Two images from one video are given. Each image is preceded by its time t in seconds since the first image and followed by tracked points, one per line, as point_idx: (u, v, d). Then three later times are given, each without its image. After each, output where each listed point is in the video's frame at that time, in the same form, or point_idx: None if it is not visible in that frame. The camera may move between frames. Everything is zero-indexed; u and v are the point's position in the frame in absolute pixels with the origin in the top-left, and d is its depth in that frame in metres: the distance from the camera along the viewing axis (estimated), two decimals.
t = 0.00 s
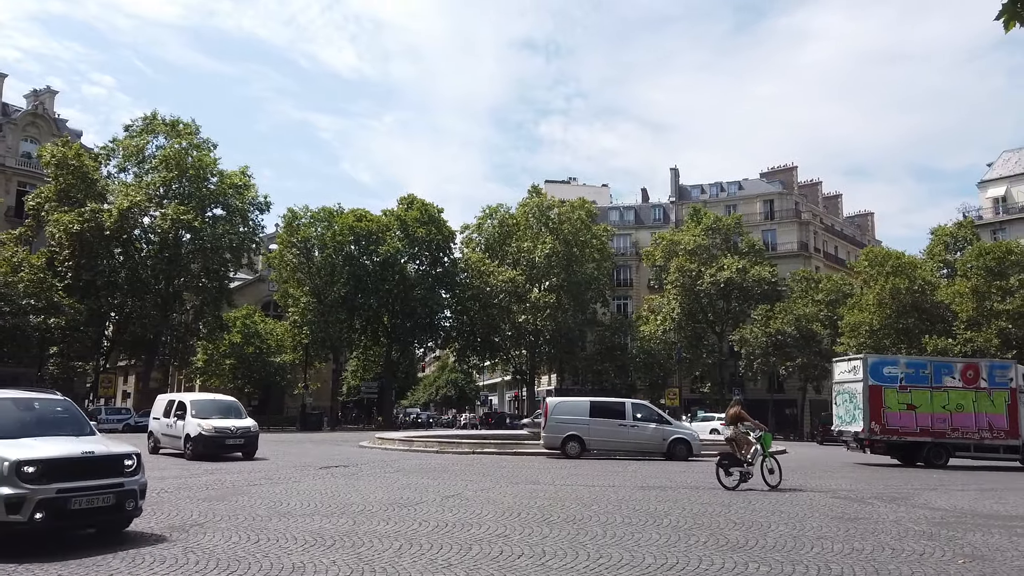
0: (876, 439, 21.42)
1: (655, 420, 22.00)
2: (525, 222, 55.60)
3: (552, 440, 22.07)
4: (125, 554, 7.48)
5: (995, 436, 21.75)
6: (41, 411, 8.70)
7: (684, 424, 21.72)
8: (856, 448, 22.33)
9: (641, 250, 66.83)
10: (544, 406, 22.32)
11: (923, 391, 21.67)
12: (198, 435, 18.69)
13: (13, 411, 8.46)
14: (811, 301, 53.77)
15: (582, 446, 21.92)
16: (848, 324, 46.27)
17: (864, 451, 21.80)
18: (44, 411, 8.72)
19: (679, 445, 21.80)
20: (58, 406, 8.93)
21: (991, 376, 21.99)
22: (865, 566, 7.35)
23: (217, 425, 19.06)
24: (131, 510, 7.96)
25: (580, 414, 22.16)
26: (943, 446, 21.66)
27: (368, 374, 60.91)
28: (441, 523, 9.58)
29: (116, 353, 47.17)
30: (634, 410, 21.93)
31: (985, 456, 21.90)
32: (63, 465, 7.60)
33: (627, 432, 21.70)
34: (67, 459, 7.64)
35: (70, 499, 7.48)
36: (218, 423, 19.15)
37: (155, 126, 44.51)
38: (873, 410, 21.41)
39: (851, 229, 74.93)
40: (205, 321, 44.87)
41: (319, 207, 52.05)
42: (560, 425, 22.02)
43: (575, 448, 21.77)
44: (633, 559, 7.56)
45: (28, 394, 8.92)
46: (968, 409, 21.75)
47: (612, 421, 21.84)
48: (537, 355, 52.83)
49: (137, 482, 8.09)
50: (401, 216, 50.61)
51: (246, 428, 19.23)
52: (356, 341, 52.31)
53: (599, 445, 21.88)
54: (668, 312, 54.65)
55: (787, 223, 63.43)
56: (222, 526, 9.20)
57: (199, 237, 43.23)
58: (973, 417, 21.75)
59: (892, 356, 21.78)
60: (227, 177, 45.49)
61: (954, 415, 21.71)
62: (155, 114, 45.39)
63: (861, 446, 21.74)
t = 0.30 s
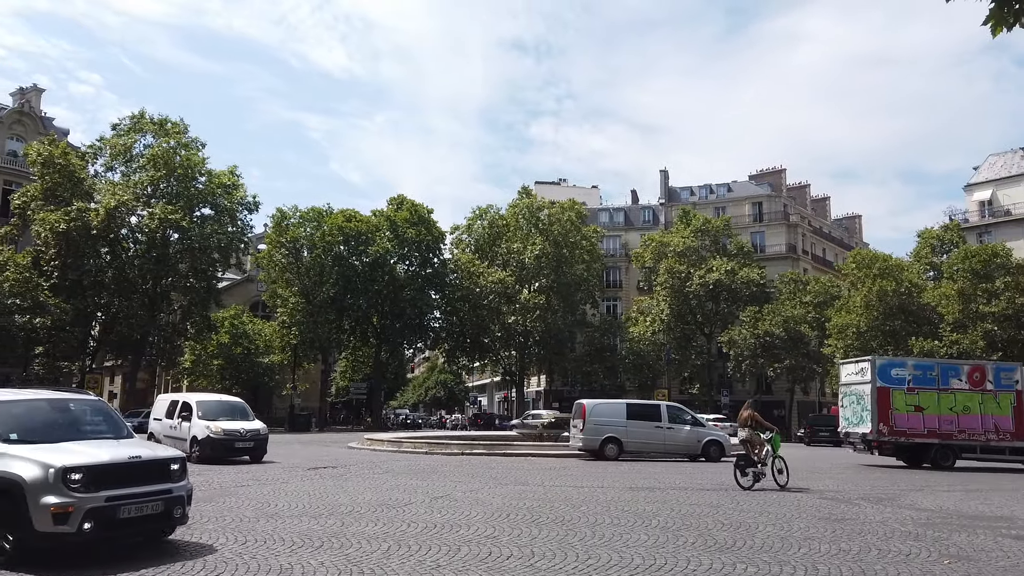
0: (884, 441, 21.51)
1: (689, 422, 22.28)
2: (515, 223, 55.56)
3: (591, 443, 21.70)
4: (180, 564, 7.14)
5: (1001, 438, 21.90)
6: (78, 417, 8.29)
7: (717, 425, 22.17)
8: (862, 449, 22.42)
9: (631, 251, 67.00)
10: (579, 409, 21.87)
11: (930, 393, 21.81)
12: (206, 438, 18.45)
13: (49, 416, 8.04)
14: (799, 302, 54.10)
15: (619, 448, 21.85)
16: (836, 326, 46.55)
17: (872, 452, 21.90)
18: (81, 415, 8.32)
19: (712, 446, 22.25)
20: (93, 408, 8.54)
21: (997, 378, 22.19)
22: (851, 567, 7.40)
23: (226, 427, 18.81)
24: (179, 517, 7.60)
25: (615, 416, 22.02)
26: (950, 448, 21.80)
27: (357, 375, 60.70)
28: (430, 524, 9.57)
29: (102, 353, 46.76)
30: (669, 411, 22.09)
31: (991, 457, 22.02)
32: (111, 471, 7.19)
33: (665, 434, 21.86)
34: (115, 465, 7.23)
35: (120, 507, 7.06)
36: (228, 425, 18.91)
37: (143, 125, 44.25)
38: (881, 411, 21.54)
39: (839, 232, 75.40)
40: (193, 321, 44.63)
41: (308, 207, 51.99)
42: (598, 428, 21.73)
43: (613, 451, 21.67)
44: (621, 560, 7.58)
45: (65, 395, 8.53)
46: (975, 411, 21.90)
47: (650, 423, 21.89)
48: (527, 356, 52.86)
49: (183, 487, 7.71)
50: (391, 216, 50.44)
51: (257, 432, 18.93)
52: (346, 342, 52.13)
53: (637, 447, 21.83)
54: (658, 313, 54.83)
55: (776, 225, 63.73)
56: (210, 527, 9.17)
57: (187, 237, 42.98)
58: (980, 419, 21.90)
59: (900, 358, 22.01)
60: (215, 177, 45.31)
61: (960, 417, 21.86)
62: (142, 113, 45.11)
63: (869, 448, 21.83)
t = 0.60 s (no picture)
0: (893, 442, 21.66)
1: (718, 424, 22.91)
2: (505, 224, 55.52)
3: (628, 445, 22.10)
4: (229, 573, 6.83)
5: (1008, 440, 22.12)
6: (126, 420, 7.73)
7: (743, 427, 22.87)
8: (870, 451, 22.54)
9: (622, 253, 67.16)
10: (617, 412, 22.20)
11: (939, 395, 21.94)
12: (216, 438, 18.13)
13: (96, 416, 7.53)
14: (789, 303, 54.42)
15: (654, 450, 22.32)
16: (824, 327, 46.80)
17: (881, 454, 22.04)
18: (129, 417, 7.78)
19: (740, 447, 22.89)
20: (140, 410, 7.99)
21: (1004, 381, 22.47)
22: (839, 566, 7.45)
23: (236, 429, 18.46)
24: (238, 525, 7.12)
25: (650, 418, 22.44)
26: (958, 449, 21.93)
27: (347, 376, 60.58)
28: (419, 525, 9.55)
29: (90, 353, 46.43)
30: (701, 413, 22.65)
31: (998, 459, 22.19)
32: (171, 476, 6.72)
33: (697, 436, 22.46)
34: (174, 470, 6.76)
35: (183, 515, 6.60)
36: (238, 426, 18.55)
37: (132, 124, 44.01)
38: (891, 413, 21.66)
39: (828, 234, 75.82)
40: (182, 321, 44.41)
41: (298, 207, 51.86)
42: (635, 430, 22.17)
43: (649, 452, 22.10)
44: (611, 560, 7.59)
45: (109, 395, 7.97)
46: (982, 412, 22.11)
47: (683, 425, 22.46)
48: (517, 357, 52.88)
49: (242, 494, 7.25)
50: (381, 216, 50.20)
51: (268, 432, 18.48)
52: (336, 342, 51.96)
53: (671, 449, 22.36)
54: (648, 314, 54.93)
55: (765, 227, 64.03)
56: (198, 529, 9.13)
57: (176, 236, 42.79)
58: (987, 420, 22.11)
59: (908, 360, 22.12)
60: (205, 177, 45.13)
61: (968, 418, 22.03)
62: (131, 112, 44.83)
63: (877, 449, 21.93)
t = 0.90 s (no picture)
0: (904, 444, 21.80)
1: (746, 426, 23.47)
2: (498, 225, 55.47)
3: (666, 446, 22.33)
4: None
5: (1017, 442, 22.34)
6: (185, 423, 7.29)
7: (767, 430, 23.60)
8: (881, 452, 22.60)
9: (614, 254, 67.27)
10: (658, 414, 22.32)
11: (950, 397, 22.04)
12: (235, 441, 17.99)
13: (152, 419, 7.09)
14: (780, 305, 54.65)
15: (689, 451, 22.64)
16: (815, 328, 46.94)
17: (892, 456, 22.19)
18: (188, 422, 7.33)
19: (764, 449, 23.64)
20: (195, 414, 7.54)
21: (1013, 383, 22.68)
22: (829, 567, 7.49)
23: (254, 432, 18.28)
24: (309, 536, 6.67)
25: (684, 420, 22.73)
26: (968, 451, 22.02)
27: (339, 377, 60.43)
28: (412, 526, 9.54)
29: (79, 353, 46.12)
30: (732, 416, 23.10)
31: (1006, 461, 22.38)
32: (242, 484, 6.28)
33: (729, 438, 22.95)
34: (245, 477, 6.32)
35: (257, 526, 6.15)
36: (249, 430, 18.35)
37: (123, 123, 43.79)
38: (902, 415, 21.78)
39: (819, 235, 76.15)
40: (173, 321, 44.19)
41: (290, 207, 51.67)
42: (672, 432, 22.45)
43: (684, 454, 22.41)
44: (603, 561, 7.59)
45: (165, 399, 7.50)
46: (992, 415, 22.29)
47: (716, 427, 22.89)
48: (510, 358, 52.92)
49: (312, 502, 6.79)
50: (373, 216, 50.01)
51: (286, 436, 18.45)
52: (327, 343, 51.78)
53: (705, 451, 22.72)
54: (640, 315, 55.00)
55: (757, 229, 64.26)
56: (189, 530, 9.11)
57: (167, 236, 42.57)
58: (997, 423, 22.30)
59: (919, 362, 22.22)
60: (196, 176, 44.94)
61: (978, 420, 22.19)
62: (122, 111, 44.64)
63: (889, 451, 22.10)
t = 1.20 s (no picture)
0: (914, 445, 21.86)
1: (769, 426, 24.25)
2: (490, 225, 55.40)
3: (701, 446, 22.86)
4: None
5: None
6: (249, 424, 6.88)
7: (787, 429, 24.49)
8: (890, 453, 22.68)
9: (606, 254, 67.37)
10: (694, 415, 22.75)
11: (959, 399, 22.16)
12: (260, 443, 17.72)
13: (216, 420, 6.67)
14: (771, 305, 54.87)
15: (720, 451, 23.23)
16: (806, 329, 47.15)
17: (901, 456, 22.29)
18: (252, 423, 6.92)
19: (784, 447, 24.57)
20: (258, 414, 7.13)
21: (1020, 385, 22.94)
22: (818, 567, 7.52)
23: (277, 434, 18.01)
24: (384, 544, 6.41)
25: (715, 421, 23.27)
26: (976, 452, 22.16)
27: (329, 377, 60.28)
28: (402, 527, 9.52)
29: (67, 353, 45.79)
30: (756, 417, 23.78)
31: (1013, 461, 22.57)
32: (323, 489, 5.96)
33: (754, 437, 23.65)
34: (326, 482, 6.00)
35: (339, 534, 5.87)
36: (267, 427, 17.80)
37: (112, 121, 43.54)
38: (912, 415, 21.81)
39: (809, 236, 76.45)
40: (162, 321, 43.94)
41: (281, 207, 51.49)
42: (706, 433, 22.98)
43: (717, 453, 23.04)
44: (594, 561, 7.60)
45: (227, 399, 7.10)
46: (1000, 416, 22.49)
47: (743, 427, 23.55)
48: (501, 358, 53.01)
49: (385, 508, 6.50)
50: (364, 216, 49.87)
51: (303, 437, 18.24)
52: (318, 343, 51.60)
53: (734, 451, 23.36)
54: (632, 316, 55.10)
55: (748, 230, 64.51)
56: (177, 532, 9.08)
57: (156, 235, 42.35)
58: (1005, 424, 22.51)
59: (928, 363, 22.27)
60: (186, 176, 44.72)
61: (986, 421, 22.40)
62: (112, 109, 44.39)
63: (898, 451, 22.19)
